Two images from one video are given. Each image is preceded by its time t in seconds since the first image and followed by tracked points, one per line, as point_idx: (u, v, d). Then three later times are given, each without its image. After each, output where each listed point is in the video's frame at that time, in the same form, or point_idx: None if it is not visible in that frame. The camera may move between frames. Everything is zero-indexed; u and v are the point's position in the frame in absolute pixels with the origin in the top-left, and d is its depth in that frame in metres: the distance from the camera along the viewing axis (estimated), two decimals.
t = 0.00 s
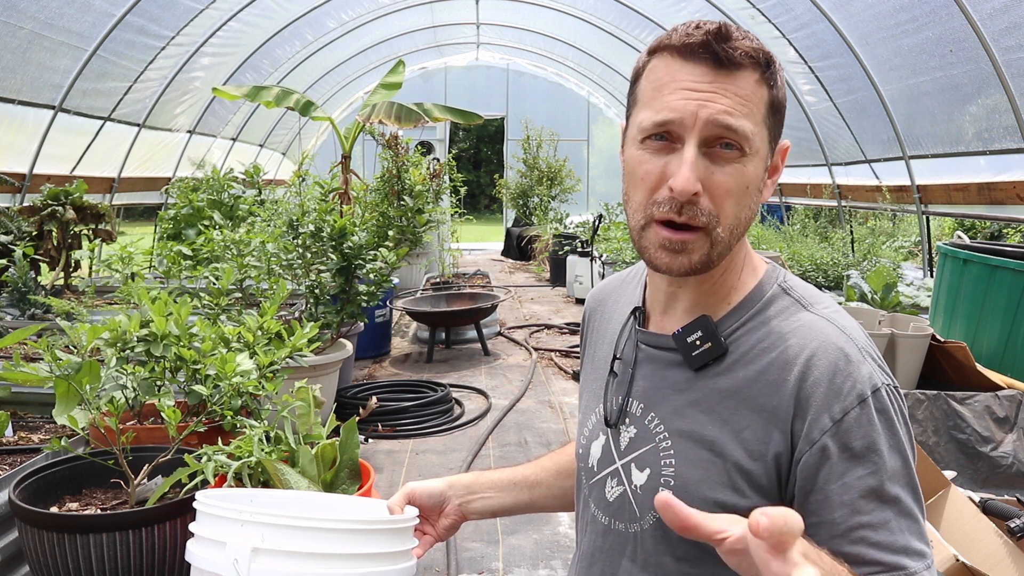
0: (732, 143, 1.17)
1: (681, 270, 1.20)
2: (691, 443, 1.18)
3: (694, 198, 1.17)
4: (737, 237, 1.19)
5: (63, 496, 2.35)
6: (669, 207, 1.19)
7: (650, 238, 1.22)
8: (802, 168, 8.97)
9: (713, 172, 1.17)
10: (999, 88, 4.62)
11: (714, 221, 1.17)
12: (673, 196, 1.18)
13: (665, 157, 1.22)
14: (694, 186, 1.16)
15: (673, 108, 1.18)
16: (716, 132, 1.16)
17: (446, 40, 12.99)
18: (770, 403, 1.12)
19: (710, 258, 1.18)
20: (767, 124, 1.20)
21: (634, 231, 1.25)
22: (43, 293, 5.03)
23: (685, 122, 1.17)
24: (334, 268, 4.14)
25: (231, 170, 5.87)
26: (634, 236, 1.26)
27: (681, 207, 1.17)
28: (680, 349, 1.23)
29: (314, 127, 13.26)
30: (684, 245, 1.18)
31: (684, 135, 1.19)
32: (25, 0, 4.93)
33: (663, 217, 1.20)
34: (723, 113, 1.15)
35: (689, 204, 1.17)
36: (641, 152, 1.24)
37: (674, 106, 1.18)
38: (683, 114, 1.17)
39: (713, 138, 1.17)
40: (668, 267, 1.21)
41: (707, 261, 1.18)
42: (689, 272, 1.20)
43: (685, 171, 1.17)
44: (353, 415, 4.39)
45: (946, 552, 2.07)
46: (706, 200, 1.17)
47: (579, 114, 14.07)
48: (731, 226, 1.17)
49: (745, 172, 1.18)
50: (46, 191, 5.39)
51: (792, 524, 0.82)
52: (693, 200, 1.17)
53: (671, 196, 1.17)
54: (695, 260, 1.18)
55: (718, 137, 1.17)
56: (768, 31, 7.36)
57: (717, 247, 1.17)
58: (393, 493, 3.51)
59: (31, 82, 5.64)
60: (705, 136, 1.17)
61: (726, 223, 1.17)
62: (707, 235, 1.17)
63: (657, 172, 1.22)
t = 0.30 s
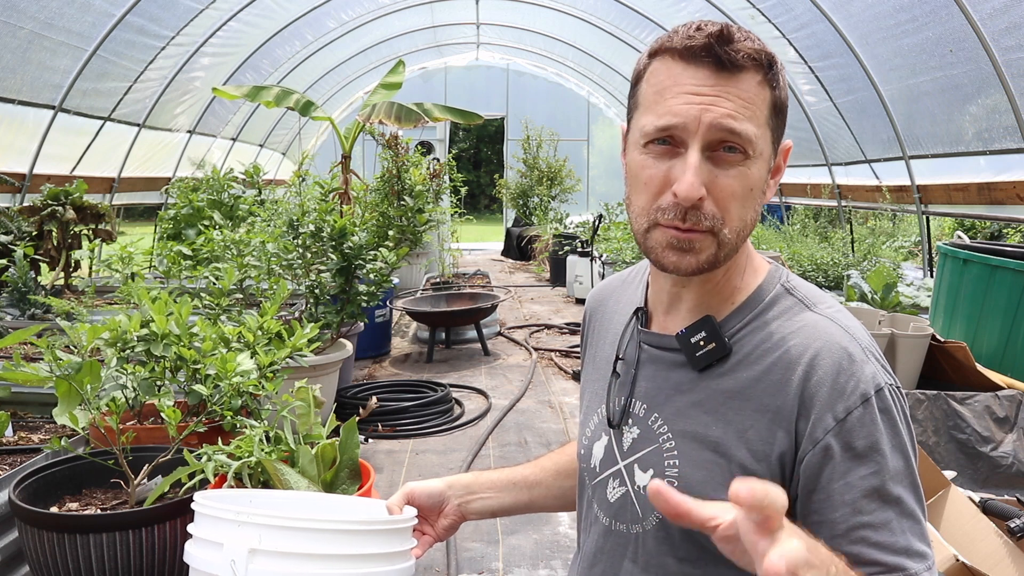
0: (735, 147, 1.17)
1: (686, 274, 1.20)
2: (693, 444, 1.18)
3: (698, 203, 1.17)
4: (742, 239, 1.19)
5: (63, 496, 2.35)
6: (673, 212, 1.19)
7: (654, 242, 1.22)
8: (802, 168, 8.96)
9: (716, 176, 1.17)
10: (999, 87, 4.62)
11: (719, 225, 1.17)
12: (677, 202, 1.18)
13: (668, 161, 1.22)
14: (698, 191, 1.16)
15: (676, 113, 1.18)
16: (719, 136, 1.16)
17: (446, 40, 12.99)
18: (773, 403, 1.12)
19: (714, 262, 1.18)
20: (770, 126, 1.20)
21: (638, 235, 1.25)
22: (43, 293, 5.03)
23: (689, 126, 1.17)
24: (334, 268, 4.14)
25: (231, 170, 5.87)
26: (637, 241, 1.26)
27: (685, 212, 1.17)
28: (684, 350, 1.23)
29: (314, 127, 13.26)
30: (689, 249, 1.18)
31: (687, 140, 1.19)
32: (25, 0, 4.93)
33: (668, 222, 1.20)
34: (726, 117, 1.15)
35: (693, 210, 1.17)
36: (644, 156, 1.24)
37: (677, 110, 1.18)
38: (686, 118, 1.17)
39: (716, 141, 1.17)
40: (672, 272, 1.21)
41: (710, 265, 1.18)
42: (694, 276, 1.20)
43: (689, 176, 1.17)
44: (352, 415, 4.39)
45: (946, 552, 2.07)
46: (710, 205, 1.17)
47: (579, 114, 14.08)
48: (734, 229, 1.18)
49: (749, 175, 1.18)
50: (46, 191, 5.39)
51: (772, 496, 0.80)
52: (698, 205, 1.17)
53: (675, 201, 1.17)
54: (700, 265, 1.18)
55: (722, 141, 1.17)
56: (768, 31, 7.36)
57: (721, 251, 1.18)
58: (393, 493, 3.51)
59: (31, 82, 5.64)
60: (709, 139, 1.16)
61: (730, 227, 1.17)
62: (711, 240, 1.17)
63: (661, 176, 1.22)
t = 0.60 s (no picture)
0: (732, 148, 1.17)
1: (683, 275, 1.20)
2: (692, 445, 1.18)
3: (695, 204, 1.17)
4: (739, 240, 1.19)
5: (63, 496, 2.35)
6: (670, 213, 1.19)
7: (652, 244, 1.22)
8: (802, 168, 8.96)
9: (713, 177, 1.17)
10: (999, 87, 4.62)
11: (716, 226, 1.17)
12: (674, 203, 1.18)
13: (665, 163, 1.22)
14: (694, 192, 1.16)
15: (673, 115, 1.18)
16: (716, 137, 1.16)
17: (446, 40, 12.99)
18: (772, 404, 1.12)
19: (711, 263, 1.18)
20: (767, 126, 1.20)
21: (635, 237, 1.25)
22: (43, 293, 5.03)
23: (685, 128, 1.17)
24: (334, 268, 4.14)
25: (231, 170, 5.86)
26: (635, 242, 1.26)
27: (682, 213, 1.18)
28: (682, 351, 1.23)
29: (314, 127, 13.26)
30: (686, 250, 1.18)
31: (684, 141, 1.18)
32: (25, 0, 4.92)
33: (666, 223, 1.20)
34: (722, 118, 1.15)
35: (690, 210, 1.17)
36: (641, 157, 1.24)
37: (674, 111, 1.18)
38: (682, 119, 1.17)
39: (713, 143, 1.17)
40: (670, 273, 1.21)
41: (708, 266, 1.18)
42: (692, 277, 1.20)
43: (686, 178, 1.17)
44: (353, 415, 4.40)
45: (946, 552, 2.07)
46: (707, 206, 1.17)
47: (579, 114, 14.08)
48: (732, 230, 1.18)
49: (746, 176, 1.18)
50: (46, 191, 5.39)
51: (757, 516, 0.83)
52: (695, 206, 1.17)
53: (672, 202, 1.18)
54: (697, 266, 1.18)
55: (718, 142, 1.17)
56: (768, 31, 7.36)
57: (718, 252, 1.18)
58: (393, 493, 3.51)
59: (31, 82, 5.63)
60: (705, 140, 1.17)
61: (727, 228, 1.18)
62: (708, 241, 1.17)
63: (657, 178, 1.22)
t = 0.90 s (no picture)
0: (730, 145, 1.17)
1: (682, 273, 1.20)
2: (692, 445, 1.18)
3: (693, 201, 1.17)
4: (738, 238, 1.19)
5: (63, 496, 2.35)
6: (668, 210, 1.19)
7: (651, 242, 1.22)
8: (802, 167, 8.96)
9: (712, 174, 1.17)
10: (999, 87, 4.62)
11: (715, 223, 1.17)
12: (672, 200, 1.18)
13: (663, 160, 1.22)
14: (693, 189, 1.16)
15: (670, 112, 1.18)
16: (713, 134, 1.16)
17: (446, 40, 12.99)
18: (771, 404, 1.12)
19: (710, 260, 1.18)
20: (765, 125, 1.20)
21: (634, 235, 1.25)
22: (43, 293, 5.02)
23: (682, 125, 1.17)
24: (334, 268, 4.14)
25: (231, 170, 5.86)
26: (634, 240, 1.26)
27: (680, 210, 1.18)
28: (682, 351, 1.23)
29: (314, 127, 13.26)
30: (685, 247, 1.18)
31: (681, 138, 1.18)
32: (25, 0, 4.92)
33: (664, 221, 1.19)
34: (720, 114, 1.15)
35: (689, 207, 1.17)
36: (638, 156, 1.24)
37: (671, 109, 1.18)
38: (680, 116, 1.17)
39: (711, 140, 1.17)
40: (668, 270, 1.21)
41: (706, 264, 1.18)
42: (690, 274, 1.20)
43: (683, 174, 1.17)
44: (353, 415, 4.40)
45: (946, 552, 2.07)
46: (706, 202, 1.17)
47: (579, 114, 14.07)
48: (730, 228, 1.17)
49: (744, 174, 1.18)
50: (46, 191, 5.39)
51: (747, 521, 0.85)
52: (693, 203, 1.17)
53: (670, 199, 1.17)
54: (696, 264, 1.18)
55: (716, 139, 1.17)
56: (768, 31, 7.36)
57: (717, 249, 1.17)
58: (393, 493, 3.51)
59: (31, 82, 5.63)
60: (703, 138, 1.17)
61: (726, 225, 1.17)
62: (707, 238, 1.17)
63: (655, 175, 1.22)
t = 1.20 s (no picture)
0: (718, 139, 1.16)
1: (669, 265, 1.21)
2: (691, 440, 1.18)
3: (679, 193, 1.17)
4: (729, 234, 1.18)
5: (63, 496, 2.35)
6: (655, 202, 1.19)
7: (641, 232, 1.23)
8: (802, 168, 8.96)
9: (699, 168, 1.17)
10: (999, 87, 4.62)
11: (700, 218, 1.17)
12: (658, 192, 1.19)
13: (654, 153, 1.22)
14: (677, 181, 1.16)
15: (660, 105, 1.19)
16: (701, 128, 1.16)
17: (446, 40, 12.99)
18: (770, 399, 1.12)
19: (696, 252, 1.18)
20: (761, 122, 1.19)
21: (628, 227, 1.27)
22: (43, 293, 5.02)
23: (670, 117, 1.18)
24: (334, 268, 4.14)
25: (231, 170, 5.86)
26: (628, 232, 1.27)
27: (666, 202, 1.18)
28: (682, 346, 1.23)
29: (314, 127, 13.26)
30: (671, 239, 1.19)
31: (670, 131, 1.19)
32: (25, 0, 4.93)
33: (652, 213, 1.20)
34: (708, 108, 1.15)
35: (675, 199, 1.17)
36: (632, 148, 1.25)
37: (661, 102, 1.19)
38: (669, 109, 1.18)
39: (699, 134, 1.16)
40: (657, 262, 1.22)
41: (694, 257, 1.18)
42: (679, 267, 1.21)
43: (668, 167, 1.17)
44: (353, 415, 4.40)
45: (946, 552, 2.07)
46: (692, 196, 1.17)
47: (579, 114, 14.07)
48: (718, 223, 1.17)
49: (735, 169, 1.16)
50: (46, 191, 5.39)
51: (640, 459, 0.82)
52: (679, 196, 1.17)
53: (656, 191, 1.18)
54: (683, 255, 1.19)
55: (704, 133, 1.16)
56: (769, 31, 7.36)
57: (704, 243, 1.17)
58: (393, 493, 3.51)
59: (31, 82, 5.64)
60: (690, 131, 1.16)
61: (714, 219, 1.17)
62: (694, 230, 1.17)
63: (645, 168, 1.23)
